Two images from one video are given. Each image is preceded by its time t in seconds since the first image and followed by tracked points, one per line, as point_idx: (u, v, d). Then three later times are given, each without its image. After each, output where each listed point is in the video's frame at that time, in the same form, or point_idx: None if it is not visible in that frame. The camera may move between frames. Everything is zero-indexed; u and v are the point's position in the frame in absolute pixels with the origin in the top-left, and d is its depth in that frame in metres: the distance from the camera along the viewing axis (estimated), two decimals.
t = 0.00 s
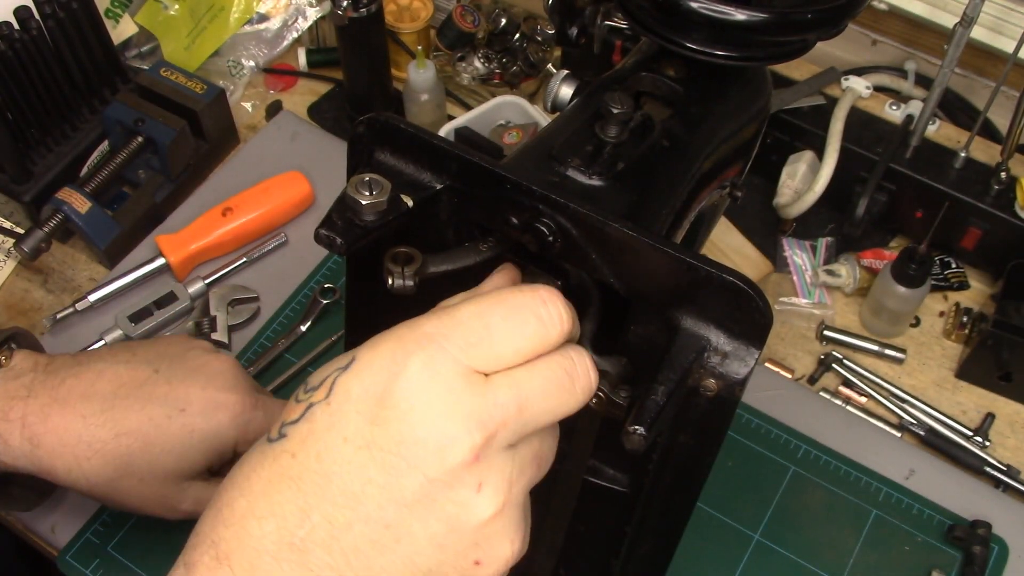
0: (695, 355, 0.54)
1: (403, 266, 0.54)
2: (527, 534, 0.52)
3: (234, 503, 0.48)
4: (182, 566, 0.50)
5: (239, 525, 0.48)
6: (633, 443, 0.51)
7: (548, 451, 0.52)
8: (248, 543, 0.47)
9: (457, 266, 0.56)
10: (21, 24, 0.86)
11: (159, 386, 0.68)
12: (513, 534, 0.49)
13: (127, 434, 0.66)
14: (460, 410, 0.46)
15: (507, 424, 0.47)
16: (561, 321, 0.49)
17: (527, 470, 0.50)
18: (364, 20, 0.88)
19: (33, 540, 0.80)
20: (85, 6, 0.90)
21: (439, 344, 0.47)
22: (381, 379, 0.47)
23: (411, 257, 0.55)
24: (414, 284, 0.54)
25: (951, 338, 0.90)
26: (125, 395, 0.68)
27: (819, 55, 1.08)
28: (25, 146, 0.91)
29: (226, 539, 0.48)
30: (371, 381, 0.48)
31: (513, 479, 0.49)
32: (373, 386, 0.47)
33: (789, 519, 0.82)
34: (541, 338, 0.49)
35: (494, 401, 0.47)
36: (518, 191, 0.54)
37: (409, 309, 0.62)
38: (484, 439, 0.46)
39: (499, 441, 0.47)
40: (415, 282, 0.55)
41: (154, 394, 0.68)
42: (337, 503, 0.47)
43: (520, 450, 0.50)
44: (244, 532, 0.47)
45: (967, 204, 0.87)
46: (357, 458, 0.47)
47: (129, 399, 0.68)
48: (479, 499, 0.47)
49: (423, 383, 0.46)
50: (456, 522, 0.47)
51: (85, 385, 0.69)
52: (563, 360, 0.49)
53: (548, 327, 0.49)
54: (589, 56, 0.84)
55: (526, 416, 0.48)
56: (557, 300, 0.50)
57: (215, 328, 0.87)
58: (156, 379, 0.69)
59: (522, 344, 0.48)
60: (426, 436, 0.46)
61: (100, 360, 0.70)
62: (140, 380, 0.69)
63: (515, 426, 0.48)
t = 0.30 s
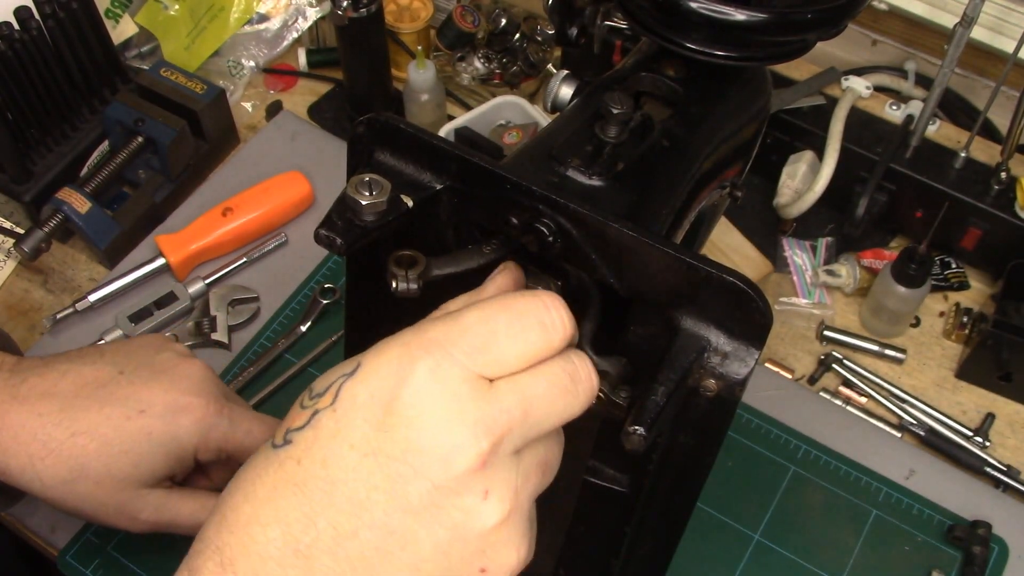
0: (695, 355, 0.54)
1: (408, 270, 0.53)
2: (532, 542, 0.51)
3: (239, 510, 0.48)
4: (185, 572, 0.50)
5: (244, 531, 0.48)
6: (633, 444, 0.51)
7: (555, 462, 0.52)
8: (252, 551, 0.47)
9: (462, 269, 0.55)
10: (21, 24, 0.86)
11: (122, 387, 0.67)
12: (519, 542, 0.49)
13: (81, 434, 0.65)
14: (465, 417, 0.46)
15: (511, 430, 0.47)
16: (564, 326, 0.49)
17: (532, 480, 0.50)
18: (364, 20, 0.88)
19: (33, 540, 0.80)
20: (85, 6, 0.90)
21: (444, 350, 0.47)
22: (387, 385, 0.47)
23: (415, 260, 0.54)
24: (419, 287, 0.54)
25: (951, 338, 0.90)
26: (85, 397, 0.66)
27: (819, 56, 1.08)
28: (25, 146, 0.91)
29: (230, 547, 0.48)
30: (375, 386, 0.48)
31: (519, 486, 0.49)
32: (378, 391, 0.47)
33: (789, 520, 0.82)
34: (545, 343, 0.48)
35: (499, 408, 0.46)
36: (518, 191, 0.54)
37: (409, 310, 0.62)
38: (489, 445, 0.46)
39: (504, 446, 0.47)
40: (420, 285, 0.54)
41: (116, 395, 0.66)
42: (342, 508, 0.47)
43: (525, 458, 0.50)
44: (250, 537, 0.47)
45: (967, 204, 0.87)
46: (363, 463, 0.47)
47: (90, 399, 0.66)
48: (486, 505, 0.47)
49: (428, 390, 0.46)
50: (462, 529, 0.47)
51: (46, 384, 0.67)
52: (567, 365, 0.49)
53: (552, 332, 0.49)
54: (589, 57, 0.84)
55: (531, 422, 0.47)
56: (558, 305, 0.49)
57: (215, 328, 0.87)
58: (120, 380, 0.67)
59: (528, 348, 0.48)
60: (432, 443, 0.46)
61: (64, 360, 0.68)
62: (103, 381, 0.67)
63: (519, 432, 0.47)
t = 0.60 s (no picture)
0: (695, 355, 0.54)
1: (402, 266, 0.54)
2: (538, 546, 0.51)
3: (244, 515, 0.48)
4: None
5: (250, 538, 0.48)
6: (633, 444, 0.51)
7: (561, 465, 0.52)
8: (258, 557, 0.47)
9: (457, 265, 0.56)
10: (21, 24, 0.86)
11: (98, 382, 0.67)
12: (525, 547, 0.48)
13: (55, 429, 0.65)
14: (469, 422, 0.46)
15: (516, 439, 0.47)
16: (566, 331, 0.49)
17: (537, 485, 0.50)
18: (364, 20, 0.88)
19: (33, 540, 0.80)
20: (85, 6, 0.90)
21: (448, 355, 0.47)
22: (391, 391, 0.47)
23: (410, 257, 0.55)
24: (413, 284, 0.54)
25: (951, 338, 0.90)
26: (61, 390, 0.66)
27: (819, 55, 1.08)
28: (25, 146, 0.91)
29: (236, 553, 0.48)
30: (381, 391, 0.47)
31: (524, 491, 0.48)
32: (382, 397, 0.47)
33: (789, 520, 0.82)
34: (550, 347, 0.48)
35: (503, 413, 0.46)
36: (518, 191, 0.54)
37: (409, 310, 0.62)
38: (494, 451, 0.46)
39: (508, 453, 0.47)
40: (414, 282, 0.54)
41: (91, 391, 0.66)
42: (348, 514, 0.47)
43: (530, 463, 0.49)
44: (256, 545, 0.47)
45: (967, 204, 0.87)
46: (368, 469, 0.47)
47: (64, 394, 0.66)
48: (491, 512, 0.47)
49: (432, 394, 0.46)
50: (467, 536, 0.47)
51: (22, 377, 0.67)
52: (569, 373, 0.49)
53: (556, 339, 0.49)
54: (587, 57, 0.85)
55: (535, 427, 0.48)
56: (562, 313, 0.49)
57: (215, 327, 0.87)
58: (97, 375, 0.67)
59: (531, 354, 0.48)
60: (437, 448, 0.46)
61: (44, 356, 0.69)
62: (80, 375, 0.67)
63: (525, 439, 0.47)
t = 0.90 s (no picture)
0: (695, 355, 0.54)
1: (403, 266, 0.54)
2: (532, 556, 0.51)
3: (237, 519, 0.47)
4: None
5: (242, 542, 0.47)
6: (633, 444, 0.51)
7: (557, 475, 0.52)
8: (250, 561, 0.46)
9: (456, 266, 0.55)
10: (21, 24, 0.86)
11: (96, 389, 0.67)
12: (520, 557, 0.48)
13: (50, 436, 0.65)
14: (466, 430, 0.46)
15: (512, 446, 0.47)
16: (567, 336, 0.49)
17: (531, 495, 0.49)
18: (364, 20, 0.88)
19: (34, 540, 0.80)
20: (85, 6, 0.90)
21: (445, 361, 0.47)
22: (387, 396, 0.47)
23: (411, 257, 0.55)
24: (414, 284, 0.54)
25: (951, 338, 0.90)
26: (58, 396, 0.66)
27: (819, 55, 1.08)
28: (25, 146, 0.91)
29: (228, 558, 0.47)
30: (377, 398, 0.48)
31: (519, 500, 0.48)
32: (379, 402, 0.47)
33: (789, 520, 0.82)
34: (548, 354, 0.49)
35: (500, 419, 0.47)
36: (518, 192, 0.54)
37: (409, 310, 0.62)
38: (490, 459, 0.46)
39: (504, 462, 0.47)
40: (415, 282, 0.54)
41: (89, 397, 0.66)
42: (342, 520, 0.46)
43: (525, 473, 0.49)
44: (250, 550, 0.47)
45: (967, 204, 0.87)
46: (364, 474, 0.47)
47: (61, 400, 0.66)
48: (487, 519, 0.46)
49: (430, 400, 0.46)
50: (461, 544, 0.46)
51: (18, 382, 0.66)
52: (566, 379, 0.49)
53: (554, 347, 0.49)
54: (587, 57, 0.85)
55: (531, 434, 0.48)
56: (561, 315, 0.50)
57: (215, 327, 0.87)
58: (94, 382, 0.67)
59: (528, 360, 0.48)
60: (433, 455, 0.46)
61: (41, 361, 0.68)
62: (77, 382, 0.67)
63: (520, 447, 0.48)
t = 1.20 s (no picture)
0: (694, 355, 0.54)
1: (402, 266, 0.54)
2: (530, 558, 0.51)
3: (236, 523, 0.48)
4: None
5: (241, 547, 0.47)
6: (633, 444, 0.51)
7: (557, 478, 0.52)
8: (248, 565, 0.47)
9: (455, 266, 0.56)
10: (21, 25, 0.86)
11: (98, 391, 0.67)
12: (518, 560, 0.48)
13: (55, 437, 0.64)
14: (465, 437, 0.46)
15: (511, 450, 0.47)
16: (568, 341, 0.49)
17: (531, 499, 0.49)
18: (364, 20, 0.88)
19: (34, 540, 0.80)
20: (85, 6, 0.90)
21: (444, 369, 0.47)
22: (385, 401, 0.47)
23: (410, 257, 0.55)
24: (414, 284, 0.54)
25: (951, 338, 0.90)
26: (60, 398, 0.66)
27: (819, 56, 1.08)
28: (25, 146, 0.91)
29: (226, 561, 0.47)
30: (375, 403, 0.47)
31: (518, 505, 0.48)
32: (378, 408, 0.47)
33: (789, 519, 0.82)
34: (548, 360, 0.48)
35: (500, 427, 0.46)
36: (518, 191, 0.54)
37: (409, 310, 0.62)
38: (489, 466, 0.46)
39: (503, 469, 0.47)
40: (414, 282, 0.54)
41: (91, 399, 0.66)
42: (341, 527, 0.46)
43: (524, 477, 0.49)
44: (249, 557, 0.47)
45: (967, 204, 0.87)
46: (362, 481, 0.46)
47: (62, 402, 0.66)
48: (485, 525, 0.47)
49: (429, 408, 0.46)
50: (460, 550, 0.47)
51: (21, 384, 0.66)
52: (566, 385, 0.49)
53: (555, 352, 0.49)
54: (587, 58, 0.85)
55: (531, 440, 0.48)
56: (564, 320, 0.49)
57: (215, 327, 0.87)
58: (96, 384, 0.67)
59: (528, 366, 0.48)
60: (431, 461, 0.46)
61: (43, 362, 0.68)
62: (79, 384, 0.67)
63: (520, 452, 0.47)
